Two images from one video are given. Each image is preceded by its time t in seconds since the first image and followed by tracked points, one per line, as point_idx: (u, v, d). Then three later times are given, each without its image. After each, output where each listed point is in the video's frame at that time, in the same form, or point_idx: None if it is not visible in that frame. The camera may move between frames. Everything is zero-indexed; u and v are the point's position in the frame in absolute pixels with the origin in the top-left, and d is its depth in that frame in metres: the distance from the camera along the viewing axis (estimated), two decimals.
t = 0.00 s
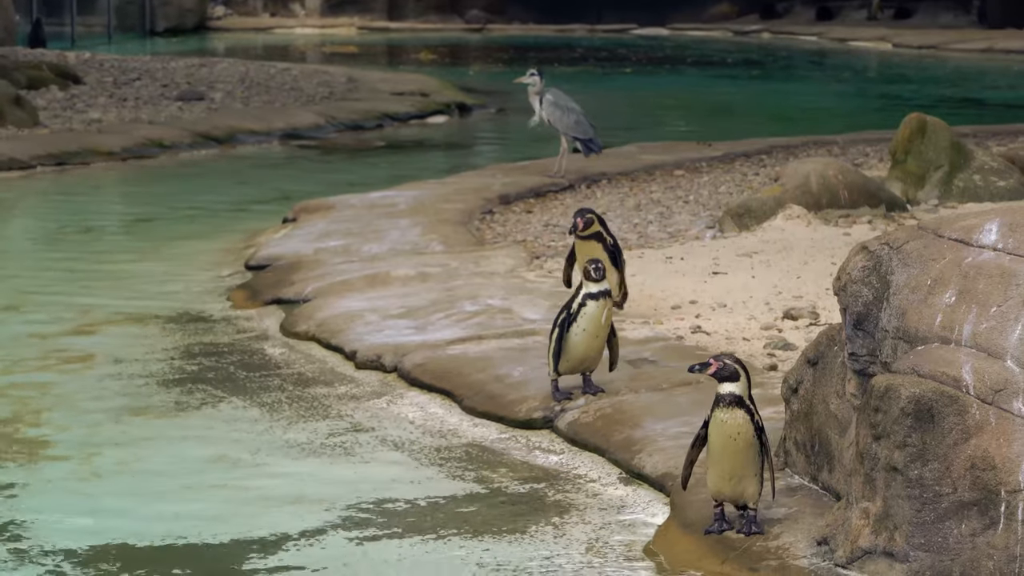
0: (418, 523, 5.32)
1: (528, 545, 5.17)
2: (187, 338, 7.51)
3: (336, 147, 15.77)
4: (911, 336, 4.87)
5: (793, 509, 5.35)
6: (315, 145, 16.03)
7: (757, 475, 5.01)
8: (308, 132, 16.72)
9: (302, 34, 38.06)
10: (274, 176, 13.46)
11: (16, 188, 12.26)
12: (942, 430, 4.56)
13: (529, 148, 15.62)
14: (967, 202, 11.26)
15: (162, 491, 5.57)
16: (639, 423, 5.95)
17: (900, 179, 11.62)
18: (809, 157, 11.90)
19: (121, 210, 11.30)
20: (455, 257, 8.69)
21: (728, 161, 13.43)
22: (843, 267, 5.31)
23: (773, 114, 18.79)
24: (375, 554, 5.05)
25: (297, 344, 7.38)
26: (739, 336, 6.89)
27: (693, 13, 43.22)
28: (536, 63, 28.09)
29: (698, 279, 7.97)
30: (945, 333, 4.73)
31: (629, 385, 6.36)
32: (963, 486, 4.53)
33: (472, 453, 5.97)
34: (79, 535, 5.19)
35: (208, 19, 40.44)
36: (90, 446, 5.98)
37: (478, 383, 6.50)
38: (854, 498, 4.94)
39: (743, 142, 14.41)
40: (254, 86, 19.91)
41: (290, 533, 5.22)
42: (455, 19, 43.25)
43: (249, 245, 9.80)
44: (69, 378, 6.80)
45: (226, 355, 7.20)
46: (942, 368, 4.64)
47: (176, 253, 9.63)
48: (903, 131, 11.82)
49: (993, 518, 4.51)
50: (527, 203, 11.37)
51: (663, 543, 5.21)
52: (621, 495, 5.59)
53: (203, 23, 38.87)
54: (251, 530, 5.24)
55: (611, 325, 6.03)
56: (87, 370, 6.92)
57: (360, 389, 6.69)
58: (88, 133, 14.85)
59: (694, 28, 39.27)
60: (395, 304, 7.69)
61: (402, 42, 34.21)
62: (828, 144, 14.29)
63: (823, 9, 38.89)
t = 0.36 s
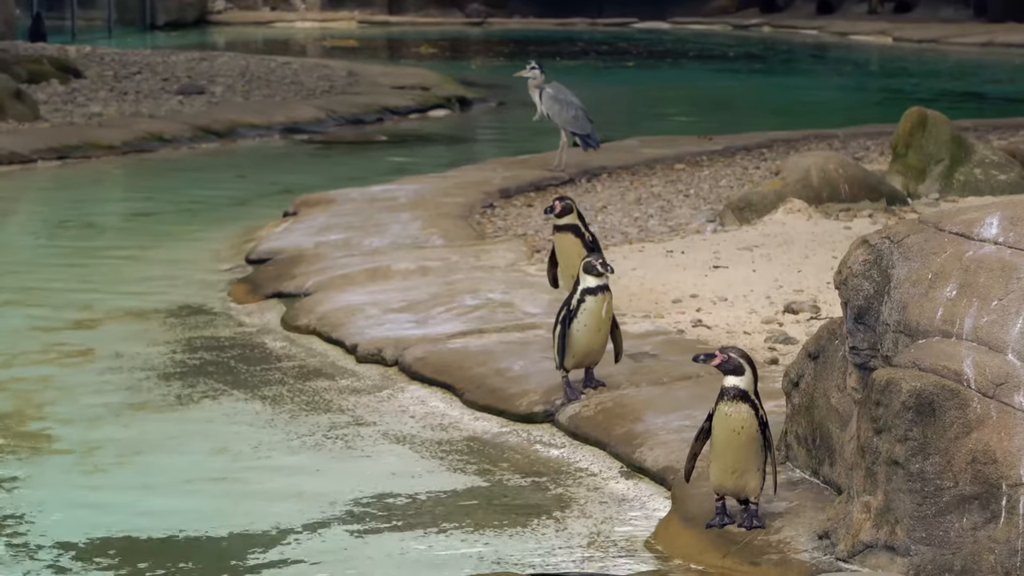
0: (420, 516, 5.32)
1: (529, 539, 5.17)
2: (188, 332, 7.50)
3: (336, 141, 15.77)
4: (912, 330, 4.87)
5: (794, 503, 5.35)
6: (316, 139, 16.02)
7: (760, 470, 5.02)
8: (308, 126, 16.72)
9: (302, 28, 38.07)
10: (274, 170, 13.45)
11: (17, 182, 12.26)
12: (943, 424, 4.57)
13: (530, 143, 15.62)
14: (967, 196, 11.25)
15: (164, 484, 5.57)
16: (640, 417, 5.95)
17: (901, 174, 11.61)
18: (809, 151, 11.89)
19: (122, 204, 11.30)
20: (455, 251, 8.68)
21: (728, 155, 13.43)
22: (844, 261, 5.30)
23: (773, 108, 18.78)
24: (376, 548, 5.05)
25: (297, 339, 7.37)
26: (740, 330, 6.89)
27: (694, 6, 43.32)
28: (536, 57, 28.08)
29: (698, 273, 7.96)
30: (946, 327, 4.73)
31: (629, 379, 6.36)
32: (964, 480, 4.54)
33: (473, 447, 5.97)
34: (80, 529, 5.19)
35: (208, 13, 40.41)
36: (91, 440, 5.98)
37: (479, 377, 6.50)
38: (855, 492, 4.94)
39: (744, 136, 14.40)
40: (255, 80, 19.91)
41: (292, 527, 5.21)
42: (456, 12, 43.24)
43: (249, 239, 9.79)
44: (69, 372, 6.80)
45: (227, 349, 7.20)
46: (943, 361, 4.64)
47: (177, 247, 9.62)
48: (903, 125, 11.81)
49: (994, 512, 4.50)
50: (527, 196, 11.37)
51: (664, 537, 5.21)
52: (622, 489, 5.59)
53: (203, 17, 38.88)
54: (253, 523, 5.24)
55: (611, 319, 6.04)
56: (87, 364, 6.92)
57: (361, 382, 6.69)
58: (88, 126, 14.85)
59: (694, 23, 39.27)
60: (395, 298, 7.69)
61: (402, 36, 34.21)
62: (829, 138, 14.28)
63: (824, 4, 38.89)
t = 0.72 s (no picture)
0: (424, 513, 5.32)
1: (533, 535, 5.17)
2: (192, 329, 7.50)
3: (340, 138, 15.77)
4: (916, 327, 4.88)
5: (798, 499, 5.36)
6: (320, 136, 16.02)
7: (764, 467, 5.02)
8: (312, 123, 16.72)
9: (306, 25, 38.09)
10: (278, 167, 13.45)
11: (21, 178, 12.26)
12: (948, 420, 4.57)
13: (534, 140, 15.61)
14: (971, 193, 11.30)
15: (168, 481, 5.56)
16: (644, 414, 5.94)
17: (905, 170, 11.60)
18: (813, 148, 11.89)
19: (126, 200, 11.31)
20: (460, 248, 8.68)
21: (732, 152, 13.42)
22: (848, 257, 5.31)
23: (778, 105, 18.77)
24: (381, 545, 5.05)
25: (302, 335, 7.37)
26: (744, 327, 6.88)
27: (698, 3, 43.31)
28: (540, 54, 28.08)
29: (702, 270, 7.96)
30: (950, 324, 4.75)
31: (633, 376, 6.36)
32: (969, 477, 4.56)
33: (477, 443, 5.97)
34: (85, 526, 5.18)
35: (212, 9, 40.39)
36: (95, 437, 5.98)
37: (483, 374, 6.50)
38: (860, 488, 4.98)
39: (748, 133, 14.39)
40: (259, 77, 19.92)
41: (297, 524, 5.21)
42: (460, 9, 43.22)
43: (254, 236, 9.79)
44: (73, 369, 6.80)
45: (231, 346, 7.20)
46: (947, 359, 4.64)
47: (181, 244, 9.62)
48: (908, 121, 11.80)
49: (998, 509, 4.54)
50: (531, 193, 11.37)
51: (669, 533, 5.22)
52: (627, 486, 5.59)
53: (207, 14, 38.90)
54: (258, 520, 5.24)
55: (611, 321, 6.03)
56: (92, 361, 6.92)
57: (365, 379, 6.69)
58: (92, 124, 14.85)
59: (698, 20, 39.26)
60: (399, 295, 7.68)
61: (406, 33, 34.23)
62: (833, 134, 14.27)
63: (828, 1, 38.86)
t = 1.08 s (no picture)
0: (430, 506, 5.32)
1: (540, 529, 5.18)
2: (198, 323, 7.50)
3: (345, 133, 15.78)
4: (923, 322, 4.90)
5: (804, 494, 5.36)
6: (325, 131, 16.02)
7: (769, 461, 5.02)
8: (318, 117, 16.72)
9: (312, 19, 38.08)
10: (284, 161, 13.45)
11: (28, 172, 12.28)
12: (954, 415, 4.63)
13: (539, 134, 15.61)
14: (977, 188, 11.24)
15: (174, 474, 5.57)
16: (650, 408, 5.95)
17: (911, 165, 11.60)
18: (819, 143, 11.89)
19: (133, 194, 11.32)
20: (466, 242, 8.68)
21: (738, 146, 13.42)
22: (854, 252, 5.33)
23: (783, 100, 18.76)
24: (387, 538, 5.06)
25: (308, 329, 7.38)
26: (751, 321, 6.88)
27: None
28: (546, 48, 28.09)
29: (709, 264, 7.96)
30: (957, 319, 4.79)
31: (639, 371, 6.36)
32: (975, 471, 4.64)
33: (483, 437, 5.97)
34: (90, 518, 5.20)
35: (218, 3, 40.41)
36: (102, 430, 5.99)
37: (489, 368, 6.50)
38: (866, 483, 4.99)
39: (754, 127, 14.38)
40: (264, 72, 19.93)
41: (302, 517, 5.22)
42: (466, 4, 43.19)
43: (260, 230, 9.79)
44: (80, 362, 6.81)
45: (237, 339, 7.20)
46: (953, 353, 4.71)
47: (187, 238, 9.62)
48: (914, 116, 11.80)
49: (1005, 503, 4.63)
50: (537, 187, 11.37)
51: (675, 527, 5.23)
52: (633, 479, 5.59)
53: (213, 8, 38.92)
54: (263, 513, 5.24)
55: (630, 316, 6.05)
56: (98, 354, 6.92)
57: (371, 373, 6.69)
58: (98, 117, 14.86)
59: (704, 14, 39.23)
60: (406, 289, 7.68)
61: (412, 27, 34.23)
62: (839, 129, 14.26)
63: None
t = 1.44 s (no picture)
0: (427, 499, 5.34)
1: (537, 522, 5.19)
2: (196, 315, 7.52)
3: (345, 125, 15.77)
4: (920, 315, 4.97)
5: (802, 487, 5.37)
6: (325, 122, 16.02)
7: (767, 454, 5.04)
8: (317, 109, 16.72)
9: (312, 11, 38.06)
10: (284, 153, 13.45)
11: (27, 165, 12.28)
12: (951, 408, 4.67)
13: (539, 126, 15.61)
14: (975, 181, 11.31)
15: (171, 467, 5.58)
16: (648, 401, 5.95)
17: (910, 158, 11.58)
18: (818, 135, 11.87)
19: (131, 187, 11.32)
20: (465, 235, 8.68)
21: (737, 139, 13.41)
22: (852, 245, 5.40)
23: (783, 92, 18.74)
24: (384, 531, 5.08)
25: (306, 321, 7.38)
26: (749, 314, 6.89)
27: None
28: (546, 41, 28.07)
29: (707, 257, 7.96)
30: (955, 312, 4.85)
31: (637, 363, 6.36)
32: (973, 464, 4.67)
33: (481, 429, 5.98)
34: (88, 511, 5.20)
35: None
36: (99, 422, 5.99)
37: (487, 360, 6.50)
38: (863, 476, 5.03)
39: (752, 120, 14.38)
40: (264, 64, 19.92)
41: (299, 509, 5.23)
42: None
43: (259, 222, 9.80)
44: (78, 354, 6.82)
45: (235, 332, 7.21)
46: (951, 346, 4.76)
47: (186, 230, 9.63)
48: (913, 109, 11.79)
49: (1002, 496, 4.66)
50: (536, 180, 11.37)
51: (673, 519, 5.25)
52: (631, 472, 5.60)
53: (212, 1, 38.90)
54: (260, 506, 5.26)
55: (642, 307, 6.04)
56: (96, 347, 6.93)
57: (369, 365, 6.70)
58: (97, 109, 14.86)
59: (704, 6, 39.19)
60: (404, 281, 7.69)
61: (411, 19, 34.20)
62: (838, 122, 14.25)
63: None
